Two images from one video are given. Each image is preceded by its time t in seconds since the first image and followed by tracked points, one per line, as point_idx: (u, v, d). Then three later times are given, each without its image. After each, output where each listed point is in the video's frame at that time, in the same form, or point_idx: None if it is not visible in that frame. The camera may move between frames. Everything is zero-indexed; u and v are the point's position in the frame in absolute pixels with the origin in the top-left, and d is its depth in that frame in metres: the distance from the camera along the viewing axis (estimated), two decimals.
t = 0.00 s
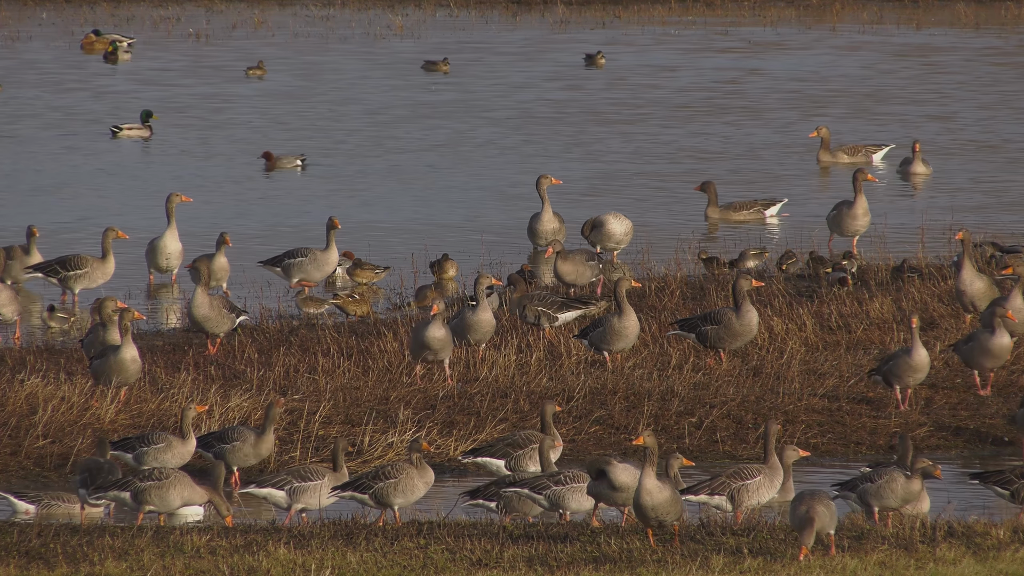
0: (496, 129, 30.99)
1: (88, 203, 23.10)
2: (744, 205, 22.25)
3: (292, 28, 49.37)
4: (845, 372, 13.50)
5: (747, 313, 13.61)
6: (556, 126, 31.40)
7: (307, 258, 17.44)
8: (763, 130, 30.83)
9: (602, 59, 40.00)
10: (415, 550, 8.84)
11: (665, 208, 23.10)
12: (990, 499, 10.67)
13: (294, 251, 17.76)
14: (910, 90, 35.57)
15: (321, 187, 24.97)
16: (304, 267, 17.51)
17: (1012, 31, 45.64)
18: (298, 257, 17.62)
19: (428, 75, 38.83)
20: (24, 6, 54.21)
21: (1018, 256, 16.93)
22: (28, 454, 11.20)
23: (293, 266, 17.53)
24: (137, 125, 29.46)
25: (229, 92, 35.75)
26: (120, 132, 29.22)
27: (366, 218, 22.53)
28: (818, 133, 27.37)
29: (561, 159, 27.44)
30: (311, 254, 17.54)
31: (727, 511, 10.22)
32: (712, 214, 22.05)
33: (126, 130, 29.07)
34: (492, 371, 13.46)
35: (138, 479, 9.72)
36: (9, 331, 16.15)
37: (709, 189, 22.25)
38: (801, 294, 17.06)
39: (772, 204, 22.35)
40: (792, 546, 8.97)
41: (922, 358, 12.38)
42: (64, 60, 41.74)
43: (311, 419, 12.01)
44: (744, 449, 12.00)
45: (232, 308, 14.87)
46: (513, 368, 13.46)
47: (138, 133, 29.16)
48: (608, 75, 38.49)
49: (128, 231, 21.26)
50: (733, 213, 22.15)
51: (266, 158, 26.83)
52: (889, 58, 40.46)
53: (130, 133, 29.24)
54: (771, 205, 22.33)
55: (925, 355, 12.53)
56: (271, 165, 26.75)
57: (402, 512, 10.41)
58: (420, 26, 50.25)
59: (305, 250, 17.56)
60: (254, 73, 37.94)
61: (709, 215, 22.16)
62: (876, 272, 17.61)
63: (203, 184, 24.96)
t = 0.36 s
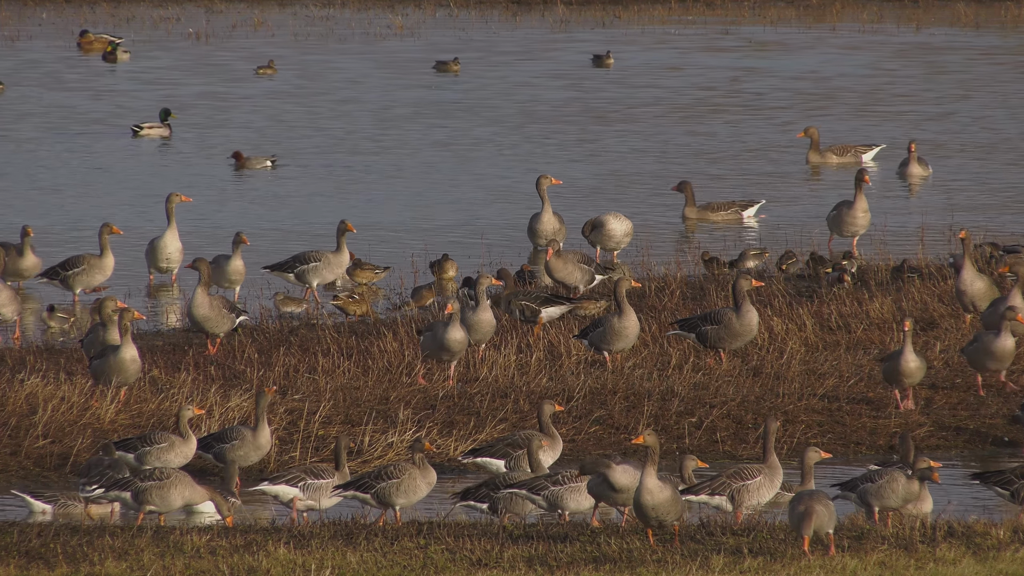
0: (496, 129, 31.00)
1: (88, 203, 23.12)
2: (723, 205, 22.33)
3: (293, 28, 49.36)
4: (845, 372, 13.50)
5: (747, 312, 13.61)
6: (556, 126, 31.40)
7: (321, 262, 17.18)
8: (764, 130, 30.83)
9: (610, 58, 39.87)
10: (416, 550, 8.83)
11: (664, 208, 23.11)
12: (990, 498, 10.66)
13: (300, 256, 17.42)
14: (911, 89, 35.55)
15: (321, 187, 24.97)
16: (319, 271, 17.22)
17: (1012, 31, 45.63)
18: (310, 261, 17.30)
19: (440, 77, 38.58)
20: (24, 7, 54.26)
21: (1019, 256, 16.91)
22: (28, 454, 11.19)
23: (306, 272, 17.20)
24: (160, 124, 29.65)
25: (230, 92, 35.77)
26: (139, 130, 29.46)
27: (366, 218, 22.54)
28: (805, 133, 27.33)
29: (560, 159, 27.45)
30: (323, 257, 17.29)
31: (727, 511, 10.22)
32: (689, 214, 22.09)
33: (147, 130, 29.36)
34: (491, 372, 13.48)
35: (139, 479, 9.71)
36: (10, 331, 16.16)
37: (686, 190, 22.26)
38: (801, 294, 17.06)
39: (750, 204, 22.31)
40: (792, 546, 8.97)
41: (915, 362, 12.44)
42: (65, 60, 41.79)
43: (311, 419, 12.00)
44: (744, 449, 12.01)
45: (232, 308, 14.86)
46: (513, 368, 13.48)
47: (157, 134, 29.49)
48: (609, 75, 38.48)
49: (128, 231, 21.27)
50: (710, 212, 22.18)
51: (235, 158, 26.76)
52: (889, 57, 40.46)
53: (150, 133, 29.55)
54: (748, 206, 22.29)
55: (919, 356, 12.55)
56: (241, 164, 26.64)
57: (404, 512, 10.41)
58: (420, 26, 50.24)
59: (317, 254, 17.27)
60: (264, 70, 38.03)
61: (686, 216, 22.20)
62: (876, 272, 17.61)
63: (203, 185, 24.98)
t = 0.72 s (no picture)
0: (496, 129, 31.01)
1: (88, 203, 23.13)
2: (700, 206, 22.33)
3: (293, 27, 49.30)
4: (845, 372, 13.49)
5: (747, 312, 13.61)
6: (557, 125, 31.40)
7: (326, 265, 17.15)
8: (765, 130, 30.81)
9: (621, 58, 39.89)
10: (416, 550, 8.83)
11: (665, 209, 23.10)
12: (990, 499, 10.66)
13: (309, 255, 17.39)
14: (912, 89, 35.50)
15: (322, 187, 24.96)
16: (324, 273, 17.19)
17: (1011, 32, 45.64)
18: (317, 262, 17.26)
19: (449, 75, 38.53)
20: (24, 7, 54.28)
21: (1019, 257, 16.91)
22: (28, 454, 11.18)
23: (312, 273, 17.18)
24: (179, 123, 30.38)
25: (230, 92, 35.78)
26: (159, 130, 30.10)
27: (366, 218, 22.54)
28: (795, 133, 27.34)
29: (561, 158, 27.45)
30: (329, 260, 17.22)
31: (727, 511, 10.22)
32: (668, 215, 22.05)
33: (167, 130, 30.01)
34: (490, 372, 13.49)
35: (139, 478, 9.71)
36: (10, 331, 16.15)
37: (663, 190, 22.27)
38: (801, 294, 17.06)
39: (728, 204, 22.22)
40: (793, 546, 8.97)
41: (913, 362, 12.46)
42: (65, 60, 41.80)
43: (311, 420, 12.00)
44: (744, 450, 12.00)
45: (232, 308, 14.86)
46: (513, 368, 13.49)
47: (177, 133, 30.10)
48: (609, 74, 38.43)
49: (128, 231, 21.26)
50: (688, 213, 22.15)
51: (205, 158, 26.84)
52: (890, 57, 40.47)
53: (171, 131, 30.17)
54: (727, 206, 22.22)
55: (915, 354, 12.56)
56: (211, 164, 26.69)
57: (406, 512, 10.42)
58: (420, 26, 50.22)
59: (324, 255, 17.22)
60: (275, 70, 38.28)
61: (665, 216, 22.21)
62: (876, 272, 17.62)
63: (203, 185, 24.99)
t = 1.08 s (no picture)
0: (496, 129, 31.00)
1: (89, 202, 23.12)
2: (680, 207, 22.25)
3: (293, 27, 49.32)
4: (845, 372, 13.48)
5: (747, 312, 13.61)
6: (557, 125, 31.41)
7: (332, 263, 17.09)
8: (766, 130, 30.78)
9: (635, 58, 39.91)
10: (416, 550, 8.83)
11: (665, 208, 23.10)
12: (990, 498, 10.66)
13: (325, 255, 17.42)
14: (912, 89, 35.46)
15: (322, 187, 24.96)
16: (330, 272, 17.13)
17: (1011, 31, 45.65)
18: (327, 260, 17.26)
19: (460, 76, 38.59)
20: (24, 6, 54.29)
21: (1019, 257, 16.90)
22: (28, 455, 11.18)
23: (320, 272, 17.22)
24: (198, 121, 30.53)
25: (231, 92, 35.79)
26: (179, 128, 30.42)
27: (366, 217, 22.53)
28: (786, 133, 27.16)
29: (561, 158, 27.44)
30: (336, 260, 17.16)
31: (727, 512, 10.22)
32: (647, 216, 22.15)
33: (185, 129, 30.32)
34: (490, 373, 13.50)
35: (139, 477, 9.70)
36: (10, 331, 16.14)
37: (644, 189, 22.26)
38: (802, 294, 17.06)
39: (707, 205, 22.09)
40: (793, 546, 8.98)
41: (913, 362, 12.46)
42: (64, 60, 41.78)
43: (312, 419, 12.00)
44: (744, 450, 12.00)
45: (232, 308, 14.86)
46: (513, 368, 13.50)
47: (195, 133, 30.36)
48: (610, 74, 38.39)
49: (129, 230, 21.25)
50: (669, 216, 22.23)
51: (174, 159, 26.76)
52: (890, 56, 40.47)
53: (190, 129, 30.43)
54: (707, 206, 22.12)
55: (918, 356, 12.57)
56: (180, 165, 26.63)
57: (405, 511, 10.43)
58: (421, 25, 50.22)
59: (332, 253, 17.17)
60: (285, 69, 38.35)
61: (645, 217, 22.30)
62: (876, 272, 17.61)
63: (204, 185, 24.99)
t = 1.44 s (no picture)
0: (496, 129, 31.02)
1: (89, 203, 23.13)
2: (661, 207, 22.23)
3: (294, 27, 49.34)
4: (845, 372, 13.49)
5: (747, 313, 13.61)
6: (556, 125, 31.43)
7: (357, 259, 17.32)
8: (767, 130, 30.75)
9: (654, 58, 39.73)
10: (416, 550, 8.83)
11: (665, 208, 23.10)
12: (991, 499, 10.66)
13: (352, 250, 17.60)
14: (914, 88, 35.41)
15: (322, 187, 24.97)
16: (354, 268, 17.38)
17: (1011, 31, 45.64)
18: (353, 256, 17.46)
19: (473, 74, 38.59)
20: (24, 6, 54.30)
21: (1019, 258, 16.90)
22: (28, 454, 11.18)
23: (344, 266, 17.44)
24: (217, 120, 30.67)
25: (231, 91, 35.80)
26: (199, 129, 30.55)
27: (366, 218, 22.54)
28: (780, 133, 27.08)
29: (561, 158, 27.46)
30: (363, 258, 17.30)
31: (727, 512, 10.22)
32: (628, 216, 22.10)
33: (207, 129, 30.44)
34: (489, 373, 13.51)
35: (141, 476, 9.71)
36: (10, 331, 16.14)
37: (625, 190, 22.17)
38: (802, 295, 17.07)
39: (689, 205, 22.16)
40: (793, 546, 8.99)
41: (914, 362, 12.46)
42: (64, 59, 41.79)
43: (311, 420, 12.00)
44: (745, 449, 12.00)
45: (232, 308, 14.86)
46: (513, 368, 13.50)
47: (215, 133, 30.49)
48: (611, 72, 38.32)
49: (129, 230, 21.26)
50: (650, 215, 22.19)
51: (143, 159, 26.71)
52: (889, 55, 40.46)
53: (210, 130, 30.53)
54: (689, 207, 22.18)
55: (919, 357, 12.57)
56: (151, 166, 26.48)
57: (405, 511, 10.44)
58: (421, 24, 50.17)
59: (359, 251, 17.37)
60: (293, 69, 38.19)
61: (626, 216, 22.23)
62: (876, 272, 17.62)
63: (204, 186, 25.00)
